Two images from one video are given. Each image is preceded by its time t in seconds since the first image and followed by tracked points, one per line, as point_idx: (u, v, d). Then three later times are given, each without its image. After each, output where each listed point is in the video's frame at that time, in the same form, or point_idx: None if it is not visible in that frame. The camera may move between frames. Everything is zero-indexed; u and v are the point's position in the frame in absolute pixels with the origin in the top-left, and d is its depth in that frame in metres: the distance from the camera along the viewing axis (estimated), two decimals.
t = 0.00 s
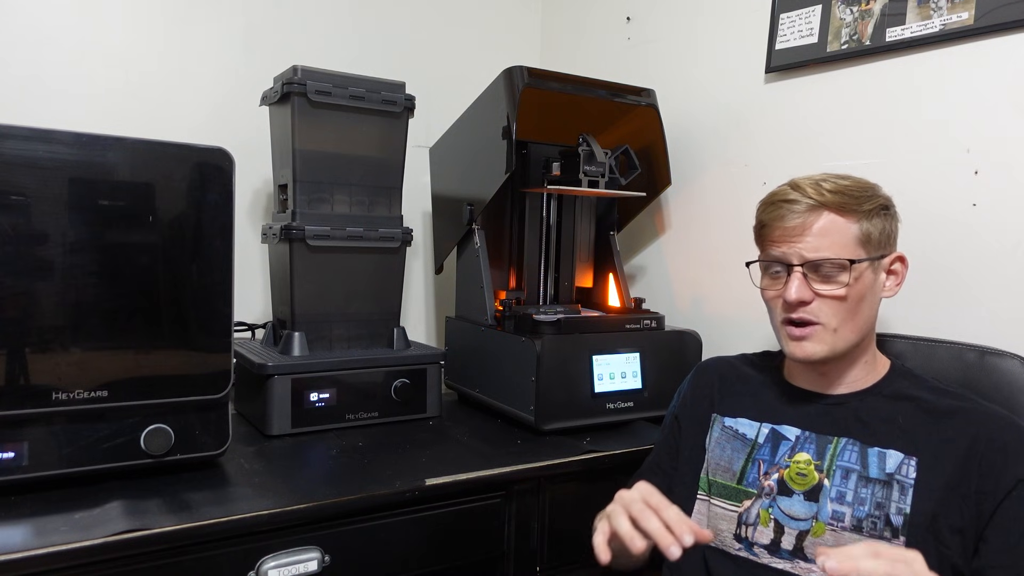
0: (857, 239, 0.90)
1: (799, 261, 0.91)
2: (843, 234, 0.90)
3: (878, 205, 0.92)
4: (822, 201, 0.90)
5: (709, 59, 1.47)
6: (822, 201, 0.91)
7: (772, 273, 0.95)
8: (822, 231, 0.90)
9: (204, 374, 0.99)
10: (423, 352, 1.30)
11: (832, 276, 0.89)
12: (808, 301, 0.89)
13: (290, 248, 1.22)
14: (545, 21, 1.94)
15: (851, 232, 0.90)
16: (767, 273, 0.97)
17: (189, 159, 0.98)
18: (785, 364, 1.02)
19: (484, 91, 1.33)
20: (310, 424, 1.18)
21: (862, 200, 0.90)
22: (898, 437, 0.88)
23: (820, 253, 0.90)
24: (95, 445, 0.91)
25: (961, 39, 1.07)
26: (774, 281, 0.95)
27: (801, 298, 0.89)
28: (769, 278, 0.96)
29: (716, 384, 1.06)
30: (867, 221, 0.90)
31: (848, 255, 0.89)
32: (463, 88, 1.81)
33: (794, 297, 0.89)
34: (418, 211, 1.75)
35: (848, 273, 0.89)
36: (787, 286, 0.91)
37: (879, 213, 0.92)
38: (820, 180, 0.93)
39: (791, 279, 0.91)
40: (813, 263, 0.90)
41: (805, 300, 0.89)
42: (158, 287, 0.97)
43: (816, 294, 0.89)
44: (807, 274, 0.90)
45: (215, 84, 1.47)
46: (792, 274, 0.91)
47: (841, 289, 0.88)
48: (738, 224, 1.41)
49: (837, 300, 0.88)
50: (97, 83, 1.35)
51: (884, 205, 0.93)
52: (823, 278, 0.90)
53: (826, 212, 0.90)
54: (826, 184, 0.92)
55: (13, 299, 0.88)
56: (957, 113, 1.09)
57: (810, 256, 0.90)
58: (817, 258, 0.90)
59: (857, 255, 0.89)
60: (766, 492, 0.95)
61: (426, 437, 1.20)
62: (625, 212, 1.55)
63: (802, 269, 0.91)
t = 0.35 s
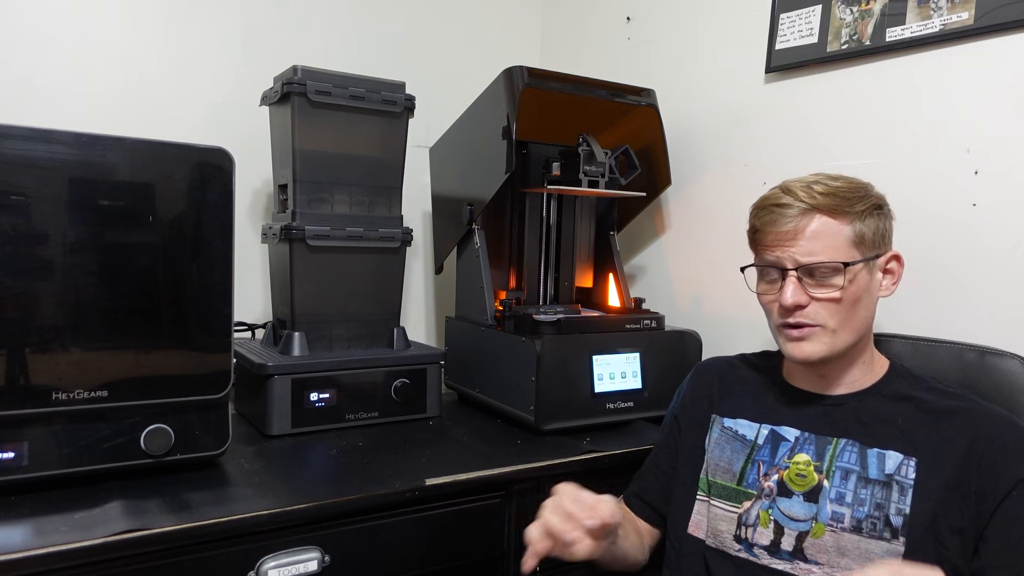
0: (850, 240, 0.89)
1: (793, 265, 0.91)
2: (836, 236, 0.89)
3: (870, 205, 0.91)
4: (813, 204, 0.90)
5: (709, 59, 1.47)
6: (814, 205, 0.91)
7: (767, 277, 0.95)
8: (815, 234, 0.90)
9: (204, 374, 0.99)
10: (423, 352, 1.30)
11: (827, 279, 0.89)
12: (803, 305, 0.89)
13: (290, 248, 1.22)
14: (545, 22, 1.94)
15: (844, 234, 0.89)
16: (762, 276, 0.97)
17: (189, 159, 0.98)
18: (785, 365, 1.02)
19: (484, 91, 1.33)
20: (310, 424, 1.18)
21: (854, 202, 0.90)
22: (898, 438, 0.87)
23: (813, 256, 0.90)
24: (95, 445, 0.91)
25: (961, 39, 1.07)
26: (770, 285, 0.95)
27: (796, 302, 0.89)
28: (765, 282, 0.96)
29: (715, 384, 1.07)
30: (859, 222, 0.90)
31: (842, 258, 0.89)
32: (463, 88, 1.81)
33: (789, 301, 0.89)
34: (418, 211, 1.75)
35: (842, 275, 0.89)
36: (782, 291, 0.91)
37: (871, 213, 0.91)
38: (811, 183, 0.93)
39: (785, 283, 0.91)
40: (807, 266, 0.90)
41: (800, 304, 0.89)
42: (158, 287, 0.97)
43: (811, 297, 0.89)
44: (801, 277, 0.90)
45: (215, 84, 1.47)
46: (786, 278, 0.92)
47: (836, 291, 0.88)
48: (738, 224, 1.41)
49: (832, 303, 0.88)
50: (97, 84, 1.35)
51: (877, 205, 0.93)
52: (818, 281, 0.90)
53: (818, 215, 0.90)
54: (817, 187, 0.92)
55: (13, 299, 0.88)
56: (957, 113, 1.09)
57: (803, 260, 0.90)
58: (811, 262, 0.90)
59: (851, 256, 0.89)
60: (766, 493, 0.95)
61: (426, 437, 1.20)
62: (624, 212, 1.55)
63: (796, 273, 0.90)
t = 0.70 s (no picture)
0: (857, 236, 0.90)
1: (802, 261, 0.91)
2: (843, 232, 0.90)
3: (874, 202, 0.92)
4: (820, 200, 0.90)
5: (710, 59, 1.47)
6: (820, 201, 0.91)
7: (773, 273, 0.95)
8: (823, 230, 0.90)
9: (204, 374, 0.99)
10: (423, 351, 1.30)
11: (836, 274, 0.89)
12: (814, 300, 0.89)
13: (290, 248, 1.22)
14: (545, 22, 1.94)
15: (851, 229, 0.90)
16: (767, 275, 0.96)
17: (189, 159, 0.98)
18: (785, 364, 1.02)
19: (484, 91, 1.33)
20: (310, 424, 1.18)
21: (860, 199, 0.91)
22: (898, 438, 0.88)
23: (822, 252, 0.90)
24: (94, 445, 0.91)
25: (961, 39, 1.07)
26: (776, 282, 0.95)
27: (807, 297, 0.89)
28: (770, 280, 0.96)
29: (715, 384, 1.07)
30: (864, 217, 0.91)
31: (850, 253, 0.89)
32: (463, 88, 1.81)
33: (800, 297, 0.89)
34: (418, 211, 1.75)
35: (851, 270, 0.89)
36: (791, 286, 0.91)
37: (875, 210, 0.92)
38: (815, 179, 0.93)
39: (795, 279, 0.91)
40: (817, 262, 0.90)
41: (811, 299, 0.89)
42: (158, 287, 0.97)
43: (822, 292, 0.89)
44: (810, 273, 0.90)
45: (215, 84, 1.47)
46: (795, 274, 0.91)
47: (847, 286, 0.88)
48: (738, 224, 1.41)
49: (843, 298, 0.88)
50: (97, 84, 1.35)
51: (880, 203, 0.93)
52: (826, 276, 0.90)
53: (824, 211, 0.90)
54: (822, 183, 0.92)
55: (13, 299, 0.88)
56: (957, 113, 1.09)
57: (812, 255, 0.90)
58: (820, 257, 0.90)
59: (858, 252, 0.89)
60: (766, 493, 0.95)
61: (427, 437, 1.20)
62: (624, 212, 1.55)
63: (805, 269, 0.90)
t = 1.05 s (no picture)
0: (863, 235, 0.90)
1: (810, 260, 0.91)
2: (850, 231, 0.90)
3: (879, 202, 0.92)
4: (827, 199, 0.90)
5: (710, 59, 1.47)
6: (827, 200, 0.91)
7: (779, 272, 0.95)
8: (831, 228, 0.90)
9: (204, 374, 0.99)
10: (423, 352, 1.30)
11: (843, 273, 0.89)
12: (822, 299, 0.89)
13: (290, 248, 1.22)
14: (545, 22, 1.94)
15: (857, 228, 0.90)
16: (772, 275, 0.96)
17: (189, 159, 0.98)
18: (786, 364, 1.02)
19: (484, 91, 1.33)
20: (310, 424, 1.18)
21: (867, 198, 0.91)
22: (898, 438, 0.88)
23: (829, 251, 0.90)
24: (94, 445, 0.91)
25: (961, 39, 1.07)
26: (782, 282, 0.95)
27: (816, 296, 0.89)
28: (775, 281, 0.96)
29: (716, 384, 1.07)
30: (870, 217, 0.91)
31: (858, 252, 0.89)
32: (463, 88, 1.81)
33: (809, 296, 0.89)
34: (418, 211, 1.75)
35: (858, 269, 0.89)
36: (799, 285, 0.91)
37: (880, 209, 0.92)
38: (821, 178, 0.93)
39: (803, 278, 0.91)
40: (825, 260, 0.90)
41: (819, 298, 0.89)
42: (158, 287, 0.97)
43: (830, 291, 0.89)
44: (818, 272, 0.90)
45: (214, 84, 1.47)
46: (803, 273, 0.91)
47: (855, 284, 0.88)
48: (738, 224, 1.41)
49: (851, 296, 0.88)
50: (96, 84, 1.35)
51: (886, 203, 0.93)
52: (834, 275, 0.90)
53: (831, 210, 0.90)
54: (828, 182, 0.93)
55: (13, 299, 0.88)
56: (957, 113, 1.09)
57: (820, 254, 0.90)
58: (827, 256, 0.90)
59: (865, 250, 0.90)
60: (767, 493, 0.95)
61: (427, 437, 1.20)
62: (624, 212, 1.55)
63: (813, 267, 0.90)
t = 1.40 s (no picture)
0: (861, 235, 0.90)
1: (806, 260, 0.91)
2: (847, 233, 0.90)
3: (877, 202, 0.92)
4: (823, 199, 0.90)
5: (710, 60, 1.47)
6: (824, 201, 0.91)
7: (777, 273, 0.95)
8: (827, 230, 0.90)
9: (204, 374, 0.99)
10: (423, 352, 1.30)
11: (839, 274, 0.89)
12: (818, 299, 0.89)
13: (290, 248, 1.22)
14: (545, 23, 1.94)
15: (854, 228, 0.90)
16: (770, 275, 0.96)
17: (188, 159, 0.98)
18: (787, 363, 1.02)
19: (484, 92, 1.33)
20: (309, 424, 1.18)
21: (864, 199, 0.91)
22: (897, 438, 0.88)
23: (826, 251, 0.90)
24: (94, 445, 0.91)
25: (961, 39, 1.07)
26: (779, 282, 0.95)
27: (811, 297, 0.89)
28: (773, 280, 0.96)
29: (715, 384, 1.07)
30: (868, 217, 0.91)
31: (854, 253, 0.89)
32: (463, 88, 1.81)
33: (804, 296, 0.89)
34: (418, 211, 1.75)
35: (854, 270, 0.89)
36: (795, 285, 0.91)
37: (878, 209, 0.92)
38: (818, 178, 0.93)
39: (799, 278, 0.91)
40: (820, 261, 0.90)
41: (815, 298, 0.89)
42: (158, 287, 0.97)
43: (825, 292, 0.89)
44: (814, 272, 0.90)
45: (214, 84, 1.47)
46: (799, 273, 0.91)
47: (851, 285, 0.88)
48: (737, 225, 1.41)
49: (847, 297, 0.88)
50: (96, 83, 1.35)
51: (884, 204, 0.93)
52: (831, 276, 0.90)
53: (829, 211, 0.90)
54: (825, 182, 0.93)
55: (13, 299, 0.88)
56: (957, 113, 1.09)
57: (816, 254, 0.90)
58: (824, 256, 0.90)
59: (862, 251, 0.89)
60: (767, 493, 0.95)
61: (427, 437, 1.20)
62: (624, 212, 1.55)
63: (809, 268, 0.90)
